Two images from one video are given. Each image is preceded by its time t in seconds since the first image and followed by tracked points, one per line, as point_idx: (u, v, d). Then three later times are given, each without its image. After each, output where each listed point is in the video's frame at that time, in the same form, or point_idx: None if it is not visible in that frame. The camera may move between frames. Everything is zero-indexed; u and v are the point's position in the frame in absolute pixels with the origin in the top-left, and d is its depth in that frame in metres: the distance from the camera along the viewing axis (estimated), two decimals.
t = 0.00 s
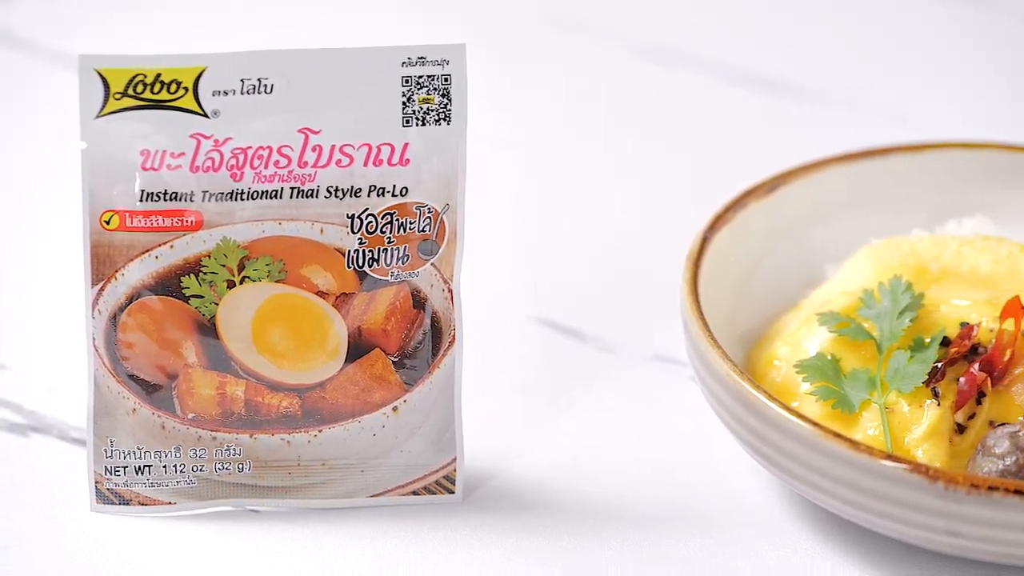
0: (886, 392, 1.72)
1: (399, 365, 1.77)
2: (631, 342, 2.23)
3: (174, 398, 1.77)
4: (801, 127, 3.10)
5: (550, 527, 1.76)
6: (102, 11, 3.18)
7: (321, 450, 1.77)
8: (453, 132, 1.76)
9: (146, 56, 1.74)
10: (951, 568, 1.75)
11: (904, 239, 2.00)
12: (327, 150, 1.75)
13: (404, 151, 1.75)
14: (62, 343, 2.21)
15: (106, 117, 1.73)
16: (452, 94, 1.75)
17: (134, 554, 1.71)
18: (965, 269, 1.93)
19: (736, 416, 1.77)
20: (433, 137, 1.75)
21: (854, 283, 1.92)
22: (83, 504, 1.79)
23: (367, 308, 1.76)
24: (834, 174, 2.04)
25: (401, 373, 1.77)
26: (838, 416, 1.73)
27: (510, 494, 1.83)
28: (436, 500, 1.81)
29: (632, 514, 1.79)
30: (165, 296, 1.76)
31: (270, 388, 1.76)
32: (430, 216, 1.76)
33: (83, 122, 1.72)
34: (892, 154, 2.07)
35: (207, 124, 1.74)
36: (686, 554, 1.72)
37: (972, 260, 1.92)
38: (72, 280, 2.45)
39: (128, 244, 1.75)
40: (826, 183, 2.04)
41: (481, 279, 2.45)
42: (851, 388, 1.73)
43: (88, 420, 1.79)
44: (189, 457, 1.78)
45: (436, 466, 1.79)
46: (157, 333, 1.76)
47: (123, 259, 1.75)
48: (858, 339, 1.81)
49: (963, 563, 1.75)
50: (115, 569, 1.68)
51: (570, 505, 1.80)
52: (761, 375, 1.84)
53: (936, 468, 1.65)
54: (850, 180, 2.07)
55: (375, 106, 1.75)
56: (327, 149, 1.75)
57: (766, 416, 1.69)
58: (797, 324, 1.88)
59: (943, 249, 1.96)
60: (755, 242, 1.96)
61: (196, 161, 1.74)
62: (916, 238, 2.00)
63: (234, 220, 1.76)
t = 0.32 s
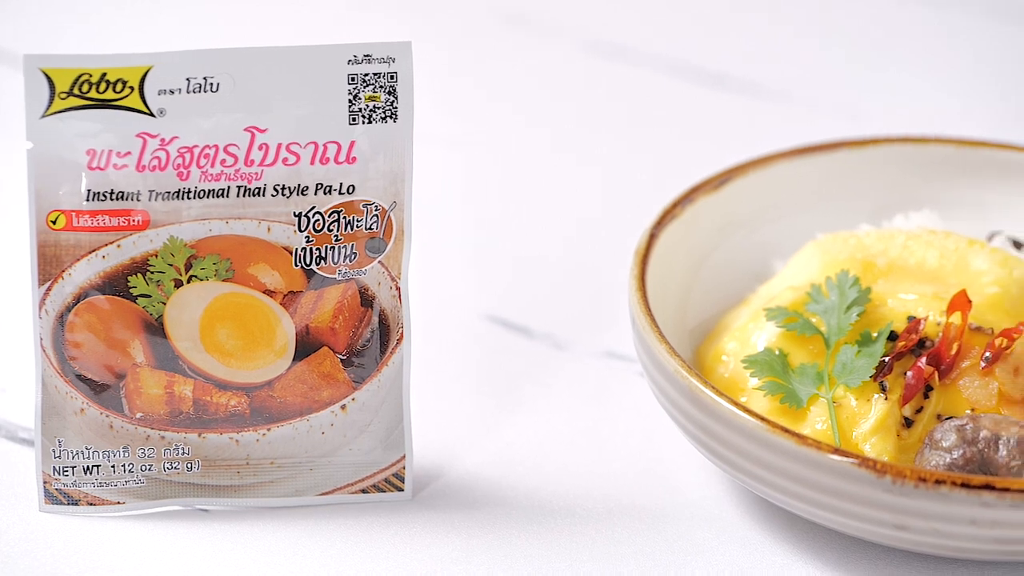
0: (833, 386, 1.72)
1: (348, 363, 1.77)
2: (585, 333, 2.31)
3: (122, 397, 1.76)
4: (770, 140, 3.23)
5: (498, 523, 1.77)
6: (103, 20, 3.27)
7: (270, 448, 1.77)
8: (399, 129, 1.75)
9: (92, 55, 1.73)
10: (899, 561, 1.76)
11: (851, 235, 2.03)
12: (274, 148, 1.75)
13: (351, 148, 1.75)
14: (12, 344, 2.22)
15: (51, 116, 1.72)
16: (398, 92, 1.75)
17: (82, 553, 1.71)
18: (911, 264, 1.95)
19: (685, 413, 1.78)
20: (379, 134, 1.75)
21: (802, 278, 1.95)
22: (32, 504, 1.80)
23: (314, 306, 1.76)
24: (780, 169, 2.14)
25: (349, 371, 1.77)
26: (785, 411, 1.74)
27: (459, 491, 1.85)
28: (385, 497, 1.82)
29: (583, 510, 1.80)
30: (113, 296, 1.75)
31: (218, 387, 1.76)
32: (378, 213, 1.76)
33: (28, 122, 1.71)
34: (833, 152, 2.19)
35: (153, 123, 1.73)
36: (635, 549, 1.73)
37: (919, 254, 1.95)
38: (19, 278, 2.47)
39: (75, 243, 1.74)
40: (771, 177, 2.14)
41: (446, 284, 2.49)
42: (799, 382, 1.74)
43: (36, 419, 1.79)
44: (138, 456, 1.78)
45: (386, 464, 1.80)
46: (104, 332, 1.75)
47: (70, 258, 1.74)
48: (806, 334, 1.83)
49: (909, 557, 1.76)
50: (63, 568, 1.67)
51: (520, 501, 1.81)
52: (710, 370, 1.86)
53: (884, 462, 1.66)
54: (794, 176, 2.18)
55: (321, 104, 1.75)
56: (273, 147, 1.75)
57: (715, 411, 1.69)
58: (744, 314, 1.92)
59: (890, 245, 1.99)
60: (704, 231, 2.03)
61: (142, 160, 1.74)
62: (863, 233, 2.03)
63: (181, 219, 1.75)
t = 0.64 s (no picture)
0: (781, 381, 1.73)
1: (295, 362, 1.77)
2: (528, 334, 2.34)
3: (69, 398, 1.76)
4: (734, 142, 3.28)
5: (446, 520, 1.79)
6: (107, 26, 3.40)
7: (218, 448, 1.78)
8: (345, 128, 1.75)
9: (37, 56, 1.73)
10: (847, 555, 1.78)
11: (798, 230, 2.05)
12: (220, 148, 1.74)
13: (297, 147, 1.75)
14: None
15: None
16: (344, 90, 1.75)
17: (32, 554, 1.73)
18: (858, 258, 1.98)
19: (634, 410, 1.78)
20: (325, 133, 1.75)
21: (749, 273, 1.97)
22: None
23: (262, 304, 1.76)
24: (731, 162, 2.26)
25: (297, 370, 1.77)
26: (733, 407, 1.75)
27: (408, 488, 1.86)
28: (333, 496, 1.83)
29: (533, 507, 1.82)
30: (59, 296, 1.74)
31: (165, 386, 1.76)
32: (324, 212, 1.76)
33: None
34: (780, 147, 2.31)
35: (99, 123, 1.72)
36: (584, 546, 1.74)
37: (865, 248, 1.98)
38: None
39: (21, 243, 1.74)
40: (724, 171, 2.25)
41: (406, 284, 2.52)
42: (747, 377, 1.74)
43: None
44: (86, 457, 1.78)
45: (334, 462, 1.81)
46: (51, 333, 1.74)
47: (16, 258, 1.74)
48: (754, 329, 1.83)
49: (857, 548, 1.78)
50: (12, 569, 1.69)
51: (468, 498, 1.83)
52: (658, 366, 1.87)
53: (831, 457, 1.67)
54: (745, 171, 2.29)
55: (267, 102, 1.74)
56: (219, 147, 1.74)
57: (663, 408, 1.70)
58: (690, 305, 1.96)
59: (837, 240, 2.01)
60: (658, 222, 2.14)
61: (88, 160, 1.73)
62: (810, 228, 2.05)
63: (127, 219, 1.75)
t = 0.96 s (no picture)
0: (726, 376, 1.74)
1: (241, 360, 1.78)
2: (475, 331, 2.43)
3: (15, 398, 1.76)
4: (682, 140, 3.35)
5: (393, 517, 1.81)
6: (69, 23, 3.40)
7: (164, 447, 1.79)
8: (289, 125, 1.75)
9: None
10: (793, 549, 1.79)
11: (744, 226, 2.08)
12: (164, 147, 1.73)
13: (241, 146, 1.74)
14: None
15: None
16: (288, 88, 1.74)
17: None
18: (802, 254, 2.01)
19: (581, 407, 1.80)
20: (270, 131, 1.74)
21: (696, 269, 2.00)
22: None
23: (207, 304, 1.76)
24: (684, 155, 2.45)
25: (243, 368, 1.78)
26: (679, 402, 1.76)
27: (356, 487, 1.89)
28: (280, 495, 1.86)
29: (481, 504, 1.84)
30: (3, 296, 1.73)
31: (111, 386, 1.75)
32: (269, 210, 1.77)
33: None
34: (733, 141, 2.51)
35: (42, 123, 1.70)
36: (531, 543, 1.77)
37: (811, 244, 2.01)
38: None
39: None
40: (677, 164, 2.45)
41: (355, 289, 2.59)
42: (693, 373, 1.75)
43: None
44: (31, 457, 1.77)
45: (281, 461, 1.83)
46: None
47: None
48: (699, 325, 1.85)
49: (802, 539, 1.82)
50: None
51: (416, 496, 1.85)
52: (605, 362, 1.90)
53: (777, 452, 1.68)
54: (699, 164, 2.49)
55: (209, 99, 1.73)
56: (163, 146, 1.73)
57: (610, 405, 1.71)
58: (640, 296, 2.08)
59: (782, 234, 2.06)
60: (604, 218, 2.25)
61: (32, 160, 1.70)
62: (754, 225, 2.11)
63: (72, 218, 1.73)
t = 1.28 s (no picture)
0: (677, 372, 1.76)
1: (192, 360, 1.78)
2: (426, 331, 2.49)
3: None
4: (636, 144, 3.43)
5: (345, 516, 1.83)
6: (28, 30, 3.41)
7: (115, 447, 1.78)
8: (238, 125, 1.75)
9: None
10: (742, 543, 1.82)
11: (695, 223, 2.15)
12: (112, 146, 1.73)
13: (189, 145, 1.75)
14: None
15: None
16: (235, 87, 1.74)
17: None
18: (753, 249, 2.09)
19: (531, 404, 1.81)
20: (218, 130, 1.74)
21: (647, 264, 2.06)
22: None
23: (156, 303, 1.76)
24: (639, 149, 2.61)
25: (193, 368, 1.78)
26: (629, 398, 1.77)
27: (309, 486, 1.91)
28: (232, 493, 1.86)
29: (434, 503, 1.88)
30: None
31: (61, 386, 1.75)
32: (218, 209, 1.76)
33: None
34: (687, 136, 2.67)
35: None
36: (482, 540, 1.80)
37: (761, 240, 2.09)
38: None
39: None
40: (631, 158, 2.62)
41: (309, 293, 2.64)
42: (644, 368, 1.77)
43: None
44: None
45: (233, 460, 1.83)
46: None
47: None
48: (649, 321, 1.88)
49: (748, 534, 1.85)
50: None
51: (368, 495, 1.88)
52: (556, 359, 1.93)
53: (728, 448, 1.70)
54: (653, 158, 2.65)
55: (158, 100, 1.73)
56: (111, 145, 1.73)
57: (560, 401, 1.72)
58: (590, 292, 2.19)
59: (732, 230, 2.12)
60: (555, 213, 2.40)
61: None
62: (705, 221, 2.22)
63: (20, 218, 1.73)
